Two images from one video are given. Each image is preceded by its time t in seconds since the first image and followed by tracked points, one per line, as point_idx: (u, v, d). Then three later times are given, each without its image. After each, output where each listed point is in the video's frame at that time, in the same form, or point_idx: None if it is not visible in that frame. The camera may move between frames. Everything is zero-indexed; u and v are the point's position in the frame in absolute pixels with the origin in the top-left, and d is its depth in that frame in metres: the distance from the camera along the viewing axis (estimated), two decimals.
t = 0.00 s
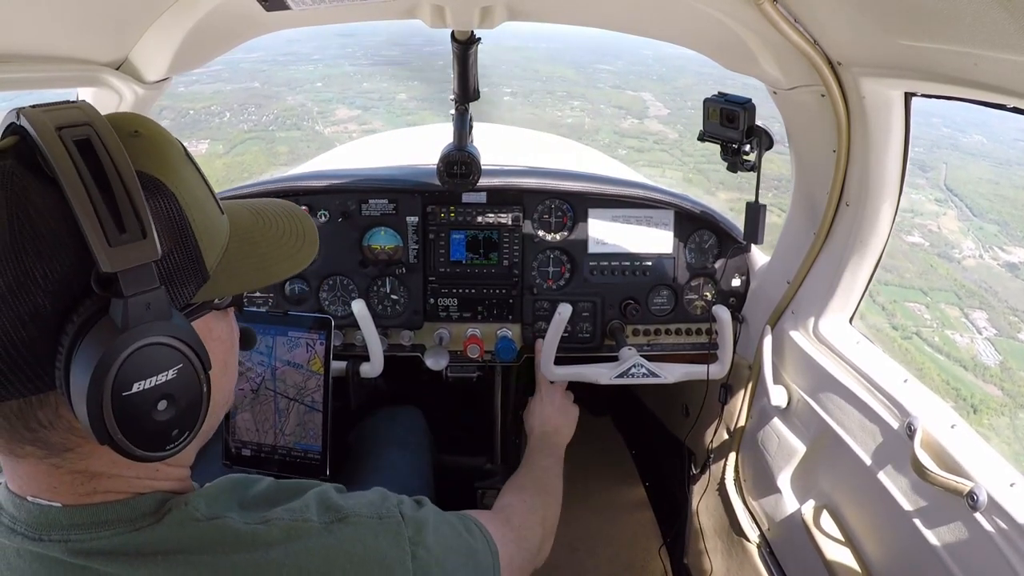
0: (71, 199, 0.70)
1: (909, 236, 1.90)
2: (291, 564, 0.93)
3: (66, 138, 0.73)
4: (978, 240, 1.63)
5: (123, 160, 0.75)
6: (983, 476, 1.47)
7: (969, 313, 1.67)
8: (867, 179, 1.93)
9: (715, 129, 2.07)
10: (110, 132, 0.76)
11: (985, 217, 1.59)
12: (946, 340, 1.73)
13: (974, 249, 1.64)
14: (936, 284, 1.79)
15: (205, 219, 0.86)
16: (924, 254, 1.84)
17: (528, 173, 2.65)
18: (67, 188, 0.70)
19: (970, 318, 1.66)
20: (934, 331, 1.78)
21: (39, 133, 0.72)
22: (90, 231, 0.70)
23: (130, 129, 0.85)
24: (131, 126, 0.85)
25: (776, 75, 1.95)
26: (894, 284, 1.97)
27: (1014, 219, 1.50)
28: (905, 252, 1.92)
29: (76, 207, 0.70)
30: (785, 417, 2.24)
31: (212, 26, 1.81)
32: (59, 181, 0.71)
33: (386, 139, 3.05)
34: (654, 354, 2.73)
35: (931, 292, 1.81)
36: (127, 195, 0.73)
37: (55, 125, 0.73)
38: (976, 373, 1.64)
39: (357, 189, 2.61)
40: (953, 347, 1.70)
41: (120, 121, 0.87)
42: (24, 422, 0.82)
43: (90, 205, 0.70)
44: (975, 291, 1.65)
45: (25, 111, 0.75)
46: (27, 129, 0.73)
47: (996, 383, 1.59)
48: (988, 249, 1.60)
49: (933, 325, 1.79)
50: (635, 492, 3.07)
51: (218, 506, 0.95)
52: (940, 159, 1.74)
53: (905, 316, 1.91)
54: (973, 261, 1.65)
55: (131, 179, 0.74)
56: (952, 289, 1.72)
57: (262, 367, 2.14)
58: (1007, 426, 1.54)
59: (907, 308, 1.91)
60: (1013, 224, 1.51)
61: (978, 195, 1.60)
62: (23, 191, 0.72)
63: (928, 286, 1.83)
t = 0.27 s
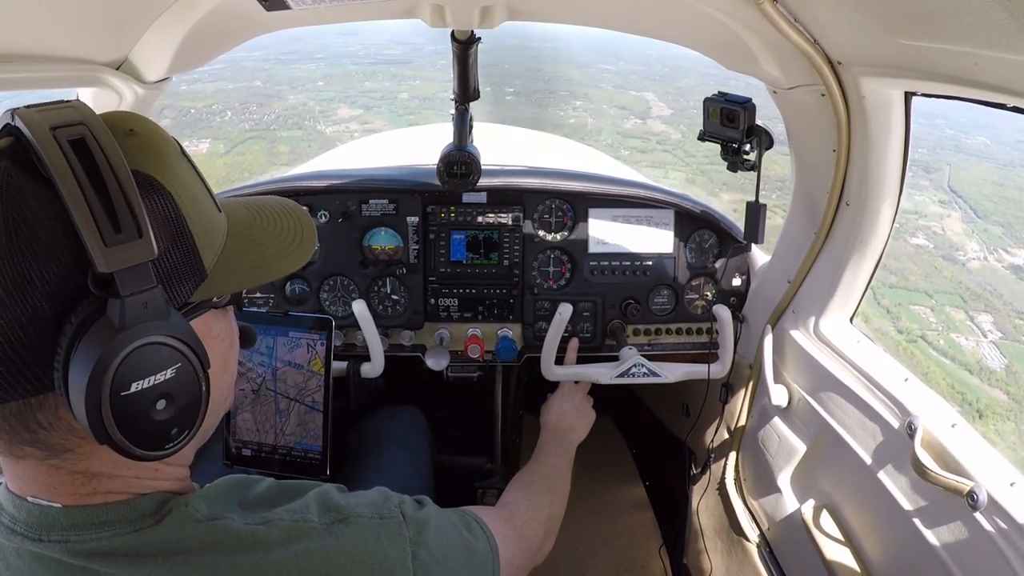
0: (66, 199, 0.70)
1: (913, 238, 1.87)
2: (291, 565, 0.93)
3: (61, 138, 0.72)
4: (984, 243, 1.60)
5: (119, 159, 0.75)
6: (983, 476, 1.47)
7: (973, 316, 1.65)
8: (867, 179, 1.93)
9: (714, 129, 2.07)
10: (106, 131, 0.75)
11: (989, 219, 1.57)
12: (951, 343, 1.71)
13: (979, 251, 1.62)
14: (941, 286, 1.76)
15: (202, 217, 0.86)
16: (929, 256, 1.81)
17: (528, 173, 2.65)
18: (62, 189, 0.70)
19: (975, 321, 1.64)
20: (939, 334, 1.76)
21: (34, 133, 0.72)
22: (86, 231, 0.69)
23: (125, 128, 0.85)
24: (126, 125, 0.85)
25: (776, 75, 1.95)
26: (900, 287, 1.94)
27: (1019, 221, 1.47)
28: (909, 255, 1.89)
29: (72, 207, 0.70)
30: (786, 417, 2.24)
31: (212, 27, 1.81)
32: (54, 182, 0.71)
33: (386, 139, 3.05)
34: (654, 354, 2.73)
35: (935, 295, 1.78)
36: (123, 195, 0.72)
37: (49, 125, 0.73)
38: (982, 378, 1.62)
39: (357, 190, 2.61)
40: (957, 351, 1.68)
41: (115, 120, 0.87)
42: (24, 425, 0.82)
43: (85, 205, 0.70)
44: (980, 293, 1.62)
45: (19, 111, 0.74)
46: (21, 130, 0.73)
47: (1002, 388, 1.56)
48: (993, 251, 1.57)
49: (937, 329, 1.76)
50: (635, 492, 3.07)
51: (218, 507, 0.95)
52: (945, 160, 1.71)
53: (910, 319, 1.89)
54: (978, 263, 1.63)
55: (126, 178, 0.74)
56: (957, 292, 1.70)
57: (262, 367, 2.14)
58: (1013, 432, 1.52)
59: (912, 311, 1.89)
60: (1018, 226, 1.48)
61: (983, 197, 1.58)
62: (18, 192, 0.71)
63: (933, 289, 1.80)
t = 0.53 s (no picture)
0: (28, 205, 0.69)
1: (914, 241, 1.87)
2: (286, 564, 0.93)
3: (27, 139, 0.70)
4: (986, 246, 1.60)
5: (86, 162, 0.73)
6: (983, 476, 1.47)
7: (976, 321, 1.63)
8: (867, 179, 1.93)
9: (714, 129, 2.07)
10: (74, 129, 0.73)
11: (991, 222, 1.57)
12: (953, 348, 1.71)
13: (981, 255, 1.61)
14: (943, 289, 1.75)
15: (181, 221, 0.85)
16: (931, 260, 1.80)
17: (528, 173, 2.65)
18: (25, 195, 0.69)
19: (977, 325, 1.63)
20: (942, 339, 1.75)
21: None
22: (47, 239, 0.69)
23: (102, 125, 0.84)
24: (103, 123, 0.83)
25: (776, 76, 1.95)
26: (901, 291, 1.93)
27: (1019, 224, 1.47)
28: (911, 259, 1.88)
29: (33, 215, 0.69)
30: (785, 417, 2.24)
31: (212, 26, 1.81)
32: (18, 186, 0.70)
33: (387, 139, 3.05)
34: (654, 354, 2.73)
35: (938, 298, 1.77)
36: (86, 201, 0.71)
37: (17, 123, 0.70)
38: (984, 383, 1.61)
39: (357, 189, 2.61)
40: (960, 355, 1.68)
41: (95, 114, 0.85)
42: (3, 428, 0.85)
43: (46, 212, 0.69)
44: (981, 297, 1.62)
45: None
46: None
47: (1004, 393, 1.55)
48: (995, 254, 1.56)
49: (941, 333, 1.75)
50: (635, 491, 3.07)
51: (212, 504, 0.95)
52: (945, 162, 1.72)
53: (912, 323, 1.88)
54: (981, 267, 1.61)
55: (92, 184, 0.72)
56: (959, 295, 1.69)
57: (262, 367, 2.14)
58: (1015, 437, 1.51)
59: (913, 314, 1.88)
60: (1020, 229, 1.47)
61: (985, 201, 1.58)
62: None
63: (935, 293, 1.78)
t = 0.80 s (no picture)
0: None
1: (917, 240, 1.86)
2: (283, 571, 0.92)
3: None
4: (988, 246, 1.60)
5: (52, 170, 0.72)
6: (983, 476, 1.47)
7: (979, 321, 1.62)
8: (867, 179, 1.93)
9: (714, 129, 2.07)
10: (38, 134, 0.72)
11: (992, 222, 1.57)
12: (957, 350, 1.68)
13: (983, 255, 1.62)
14: (947, 291, 1.74)
15: (162, 223, 0.86)
16: (934, 260, 1.80)
17: (528, 173, 2.65)
18: None
19: (981, 326, 1.62)
20: (945, 340, 1.73)
21: None
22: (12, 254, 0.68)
23: (71, 129, 0.83)
24: (71, 127, 0.83)
25: (776, 76, 1.95)
26: (904, 291, 1.92)
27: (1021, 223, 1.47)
28: (914, 257, 1.88)
29: None
30: (785, 417, 2.24)
31: (212, 26, 1.81)
32: None
33: (387, 139, 3.06)
34: (654, 354, 2.74)
35: (941, 299, 1.76)
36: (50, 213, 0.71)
37: None
38: (988, 386, 1.60)
39: (357, 189, 2.61)
40: (964, 357, 1.66)
41: (63, 118, 0.84)
42: None
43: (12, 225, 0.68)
44: (985, 297, 1.61)
45: None
46: None
47: (1008, 396, 1.54)
48: (997, 255, 1.57)
49: (943, 335, 1.73)
50: (635, 491, 3.07)
51: (207, 511, 0.94)
52: (945, 162, 1.72)
53: (915, 324, 1.86)
54: (982, 267, 1.62)
55: (56, 195, 0.72)
56: (962, 296, 1.68)
57: (262, 367, 2.14)
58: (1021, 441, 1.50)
59: (916, 316, 1.86)
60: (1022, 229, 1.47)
61: (987, 201, 1.57)
62: None
63: (939, 293, 1.77)
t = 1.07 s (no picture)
0: (61, 208, 0.67)
1: (920, 242, 1.84)
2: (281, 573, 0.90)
3: (23, 146, 0.67)
4: (990, 247, 1.58)
5: (87, 158, 0.71)
6: (983, 476, 1.47)
7: (983, 324, 1.61)
8: (867, 179, 1.93)
9: (714, 129, 2.07)
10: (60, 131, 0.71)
11: (994, 223, 1.55)
12: (959, 353, 1.67)
13: (986, 256, 1.59)
14: (950, 293, 1.71)
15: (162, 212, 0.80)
16: (935, 261, 1.77)
17: (528, 173, 2.65)
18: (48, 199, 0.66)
19: (983, 329, 1.60)
20: (948, 343, 1.71)
21: None
22: (89, 235, 0.68)
23: (65, 121, 0.77)
24: (65, 120, 0.77)
25: (776, 75, 1.95)
26: (907, 294, 1.89)
27: None
28: (916, 260, 1.86)
29: (70, 219, 0.67)
30: (786, 416, 2.24)
31: (212, 27, 1.81)
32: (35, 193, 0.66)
33: (387, 139, 3.06)
34: (654, 354, 2.74)
35: (944, 302, 1.73)
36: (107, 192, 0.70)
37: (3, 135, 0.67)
38: (992, 390, 1.58)
39: (357, 189, 2.61)
40: (967, 361, 1.65)
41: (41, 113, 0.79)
42: None
43: (81, 212, 0.68)
44: (988, 299, 1.59)
45: None
46: None
47: (1012, 400, 1.52)
48: (999, 256, 1.54)
49: (947, 337, 1.71)
50: (635, 491, 3.07)
51: (206, 512, 0.91)
52: (948, 162, 1.70)
53: (919, 327, 1.83)
54: (986, 269, 1.59)
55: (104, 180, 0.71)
56: (965, 298, 1.66)
57: (262, 367, 2.14)
58: None
59: (919, 317, 1.83)
60: None
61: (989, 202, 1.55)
62: None
63: (941, 295, 1.74)
